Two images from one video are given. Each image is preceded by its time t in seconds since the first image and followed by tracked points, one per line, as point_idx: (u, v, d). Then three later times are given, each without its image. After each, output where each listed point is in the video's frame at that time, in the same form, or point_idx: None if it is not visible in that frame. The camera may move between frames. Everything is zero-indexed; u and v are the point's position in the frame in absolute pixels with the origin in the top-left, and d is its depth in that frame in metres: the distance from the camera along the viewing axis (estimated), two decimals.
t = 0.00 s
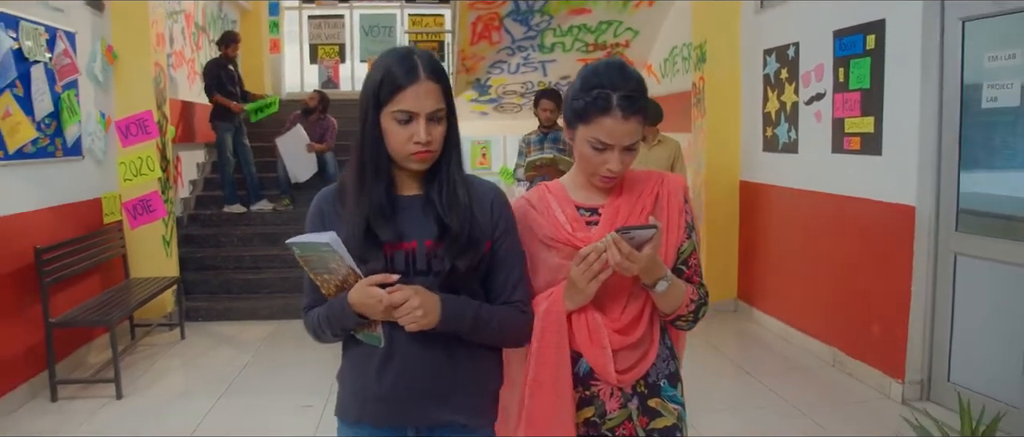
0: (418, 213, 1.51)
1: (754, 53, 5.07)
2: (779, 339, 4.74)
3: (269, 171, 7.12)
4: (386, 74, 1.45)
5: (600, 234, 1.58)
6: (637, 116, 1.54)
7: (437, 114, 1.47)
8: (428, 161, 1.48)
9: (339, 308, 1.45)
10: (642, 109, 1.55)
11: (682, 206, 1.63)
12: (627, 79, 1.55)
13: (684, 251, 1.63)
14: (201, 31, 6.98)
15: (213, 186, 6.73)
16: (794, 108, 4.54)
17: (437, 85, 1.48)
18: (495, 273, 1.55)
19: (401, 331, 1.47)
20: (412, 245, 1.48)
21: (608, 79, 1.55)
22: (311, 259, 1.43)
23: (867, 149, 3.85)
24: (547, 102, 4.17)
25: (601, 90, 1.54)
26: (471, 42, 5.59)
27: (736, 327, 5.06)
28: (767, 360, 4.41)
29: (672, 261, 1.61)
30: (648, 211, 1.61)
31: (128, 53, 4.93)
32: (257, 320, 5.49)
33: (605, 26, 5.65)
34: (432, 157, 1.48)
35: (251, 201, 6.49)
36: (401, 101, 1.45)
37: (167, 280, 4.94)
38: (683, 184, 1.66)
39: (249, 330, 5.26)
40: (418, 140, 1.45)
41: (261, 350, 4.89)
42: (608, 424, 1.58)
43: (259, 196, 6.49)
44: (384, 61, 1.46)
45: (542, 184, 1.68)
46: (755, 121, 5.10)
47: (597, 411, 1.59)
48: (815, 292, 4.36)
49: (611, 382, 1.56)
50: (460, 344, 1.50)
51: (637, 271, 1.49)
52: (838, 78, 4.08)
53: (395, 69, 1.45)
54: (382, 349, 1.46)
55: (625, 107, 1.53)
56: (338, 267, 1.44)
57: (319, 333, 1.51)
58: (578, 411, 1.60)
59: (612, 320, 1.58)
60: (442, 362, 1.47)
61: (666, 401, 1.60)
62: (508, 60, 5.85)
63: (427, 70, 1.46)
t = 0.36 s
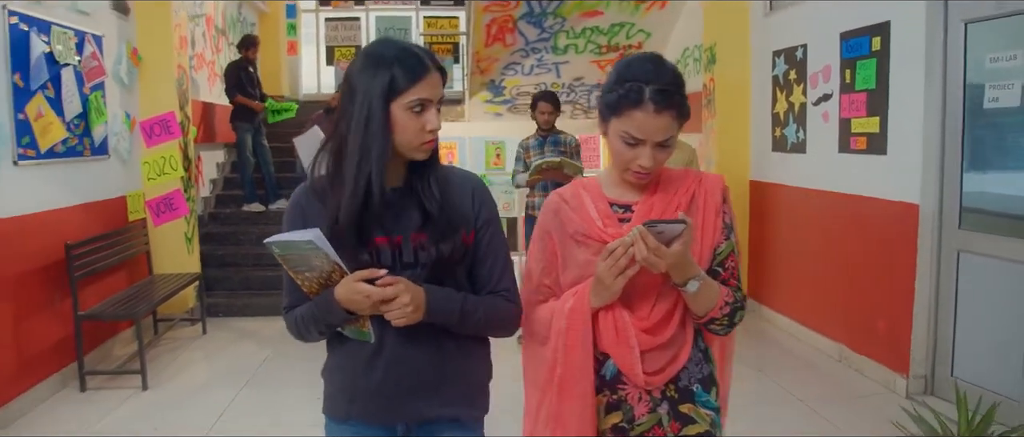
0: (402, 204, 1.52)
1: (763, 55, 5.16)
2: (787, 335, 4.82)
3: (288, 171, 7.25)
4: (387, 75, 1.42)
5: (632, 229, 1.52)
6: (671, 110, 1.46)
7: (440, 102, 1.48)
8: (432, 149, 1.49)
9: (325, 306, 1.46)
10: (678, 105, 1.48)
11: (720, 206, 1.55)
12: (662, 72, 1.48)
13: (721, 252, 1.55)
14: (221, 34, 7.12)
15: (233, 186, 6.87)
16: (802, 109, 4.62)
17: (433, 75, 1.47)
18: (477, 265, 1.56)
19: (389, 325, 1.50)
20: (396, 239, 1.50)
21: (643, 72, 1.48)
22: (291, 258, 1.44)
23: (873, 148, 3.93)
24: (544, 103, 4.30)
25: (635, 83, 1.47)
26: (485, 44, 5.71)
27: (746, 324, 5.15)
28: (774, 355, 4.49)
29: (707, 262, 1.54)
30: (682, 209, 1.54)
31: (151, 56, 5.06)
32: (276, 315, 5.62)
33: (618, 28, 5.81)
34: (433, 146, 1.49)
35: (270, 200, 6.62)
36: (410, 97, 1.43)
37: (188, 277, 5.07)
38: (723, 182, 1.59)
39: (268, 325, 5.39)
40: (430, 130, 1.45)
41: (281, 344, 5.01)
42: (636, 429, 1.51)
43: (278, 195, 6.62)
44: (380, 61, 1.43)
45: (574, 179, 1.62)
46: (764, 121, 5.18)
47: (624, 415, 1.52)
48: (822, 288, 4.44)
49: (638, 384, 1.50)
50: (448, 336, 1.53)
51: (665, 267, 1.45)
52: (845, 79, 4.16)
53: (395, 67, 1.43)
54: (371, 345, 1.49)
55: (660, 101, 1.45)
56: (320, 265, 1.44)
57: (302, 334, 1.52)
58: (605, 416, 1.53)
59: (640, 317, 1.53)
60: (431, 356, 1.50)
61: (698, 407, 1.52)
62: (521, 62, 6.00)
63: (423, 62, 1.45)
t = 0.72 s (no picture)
0: (421, 207, 1.53)
1: (770, 59, 5.26)
2: (795, 332, 4.92)
3: (307, 170, 7.41)
4: (406, 75, 1.44)
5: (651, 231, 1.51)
6: (696, 112, 1.43)
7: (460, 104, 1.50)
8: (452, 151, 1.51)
9: (343, 308, 1.48)
10: (704, 106, 1.44)
11: (745, 206, 1.52)
12: (687, 72, 1.45)
13: (743, 253, 1.53)
14: (242, 37, 7.29)
15: (253, 185, 7.03)
16: (810, 110, 4.72)
17: (452, 77, 1.49)
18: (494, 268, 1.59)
19: (407, 327, 1.53)
20: (415, 241, 1.52)
21: (668, 72, 1.45)
22: (311, 258, 1.47)
23: (878, 148, 4.03)
24: (547, 101, 4.34)
25: (659, 84, 1.44)
26: (500, 47, 5.87)
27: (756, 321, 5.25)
28: (784, 350, 4.58)
29: (729, 264, 1.51)
30: (707, 210, 1.52)
31: (176, 59, 5.22)
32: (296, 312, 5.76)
33: (630, 31, 5.85)
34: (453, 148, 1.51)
35: (290, 199, 6.77)
36: (430, 98, 1.45)
37: (211, 273, 5.20)
38: (750, 182, 1.55)
39: (288, 321, 5.53)
40: (449, 132, 1.46)
41: (301, 339, 5.14)
42: (657, 427, 1.50)
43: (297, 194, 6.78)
44: (400, 62, 1.45)
45: (600, 175, 1.61)
46: (772, 122, 5.29)
47: (645, 411, 1.51)
48: (828, 286, 4.55)
49: (659, 383, 1.49)
50: (467, 337, 1.56)
51: (683, 270, 1.42)
52: (851, 81, 4.27)
53: (415, 68, 1.45)
54: (389, 346, 1.52)
55: (684, 103, 1.42)
56: (339, 266, 1.47)
57: (321, 332, 1.55)
58: (625, 413, 1.52)
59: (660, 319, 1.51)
60: (449, 356, 1.53)
61: (718, 406, 1.51)
62: (535, 64, 6.12)
63: (443, 64, 1.47)
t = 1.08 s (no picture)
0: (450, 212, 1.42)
1: (773, 60, 5.38)
2: (796, 327, 5.03)
3: (318, 170, 7.55)
4: (442, 77, 1.34)
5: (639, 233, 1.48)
6: (679, 116, 1.42)
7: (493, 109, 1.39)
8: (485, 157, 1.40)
9: (367, 312, 1.38)
10: (688, 111, 1.44)
11: (729, 210, 1.51)
12: (673, 76, 1.44)
13: (729, 256, 1.50)
14: (255, 39, 7.45)
15: (266, 185, 7.18)
16: (810, 111, 4.83)
17: (488, 81, 1.39)
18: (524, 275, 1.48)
19: (430, 331, 1.42)
20: (442, 246, 1.42)
21: (653, 75, 1.45)
22: (334, 259, 1.37)
23: (875, 148, 4.15)
24: (555, 107, 4.04)
25: (643, 86, 1.44)
26: (508, 48, 5.99)
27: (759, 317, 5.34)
28: (785, 344, 4.70)
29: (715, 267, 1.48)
30: (691, 213, 1.50)
31: (192, 62, 5.35)
32: (308, 308, 5.90)
33: (635, 33, 5.93)
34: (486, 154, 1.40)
35: (301, 198, 6.91)
36: (465, 103, 1.34)
37: (226, 270, 5.32)
38: (733, 186, 1.53)
39: (301, 318, 5.66)
40: (484, 137, 1.36)
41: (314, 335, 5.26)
42: (640, 433, 1.46)
43: (309, 194, 6.92)
44: (435, 63, 1.35)
45: (583, 179, 1.59)
46: (774, 123, 5.41)
47: (630, 417, 1.47)
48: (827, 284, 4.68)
49: (645, 388, 1.45)
50: (495, 341, 1.45)
51: (673, 271, 1.38)
52: (849, 83, 4.38)
53: (451, 71, 1.35)
54: (410, 351, 1.41)
55: (667, 105, 1.42)
56: (364, 268, 1.37)
57: (343, 337, 1.44)
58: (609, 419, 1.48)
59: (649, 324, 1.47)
60: (472, 358, 1.42)
61: (701, 413, 1.48)
62: (542, 65, 6.21)
63: (479, 68, 1.37)
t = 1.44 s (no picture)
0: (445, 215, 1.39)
1: (769, 62, 5.49)
2: (791, 323, 5.14)
3: (322, 172, 7.67)
4: (436, 78, 1.34)
5: (616, 236, 1.48)
6: (654, 118, 1.45)
7: (487, 111, 1.39)
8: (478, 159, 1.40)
9: (359, 316, 1.37)
10: (660, 112, 1.46)
11: (705, 210, 1.52)
12: (647, 79, 1.47)
13: (705, 257, 1.52)
14: (260, 43, 7.57)
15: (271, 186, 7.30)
16: (805, 111, 4.92)
17: (483, 83, 1.38)
18: (518, 280, 1.45)
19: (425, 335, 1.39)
20: (436, 249, 1.40)
21: (629, 79, 1.47)
22: (328, 262, 1.36)
23: (867, 147, 4.25)
24: (553, 105, 4.14)
25: (619, 89, 1.46)
26: (509, 51, 6.03)
27: (757, 315, 5.43)
28: (780, 340, 4.80)
29: (693, 267, 1.49)
30: (668, 214, 1.51)
31: (199, 65, 5.46)
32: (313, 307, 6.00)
33: (635, 35, 6.03)
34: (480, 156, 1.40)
35: (306, 199, 7.02)
36: (459, 105, 1.34)
37: (233, 269, 5.42)
38: (707, 186, 1.55)
39: (305, 316, 5.77)
40: (479, 139, 1.36)
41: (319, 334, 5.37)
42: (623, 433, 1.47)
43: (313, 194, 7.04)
44: (429, 64, 1.34)
45: (557, 182, 1.58)
46: (770, 124, 5.51)
47: (611, 418, 1.47)
48: (820, 281, 4.78)
49: (625, 390, 1.45)
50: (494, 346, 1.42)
51: (652, 276, 1.38)
52: (842, 84, 4.47)
53: (446, 72, 1.34)
54: (405, 355, 1.38)
55: (643, 108, 1.44)
56: (357, 272, 1.35)
57: (339, 339, 1.43)
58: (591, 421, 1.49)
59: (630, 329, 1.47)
60: (469, 362, 1.39)
61: (684, 410, 1.48)
62: (544, 68, 6.26)
63: (475, 70, 1.37)
